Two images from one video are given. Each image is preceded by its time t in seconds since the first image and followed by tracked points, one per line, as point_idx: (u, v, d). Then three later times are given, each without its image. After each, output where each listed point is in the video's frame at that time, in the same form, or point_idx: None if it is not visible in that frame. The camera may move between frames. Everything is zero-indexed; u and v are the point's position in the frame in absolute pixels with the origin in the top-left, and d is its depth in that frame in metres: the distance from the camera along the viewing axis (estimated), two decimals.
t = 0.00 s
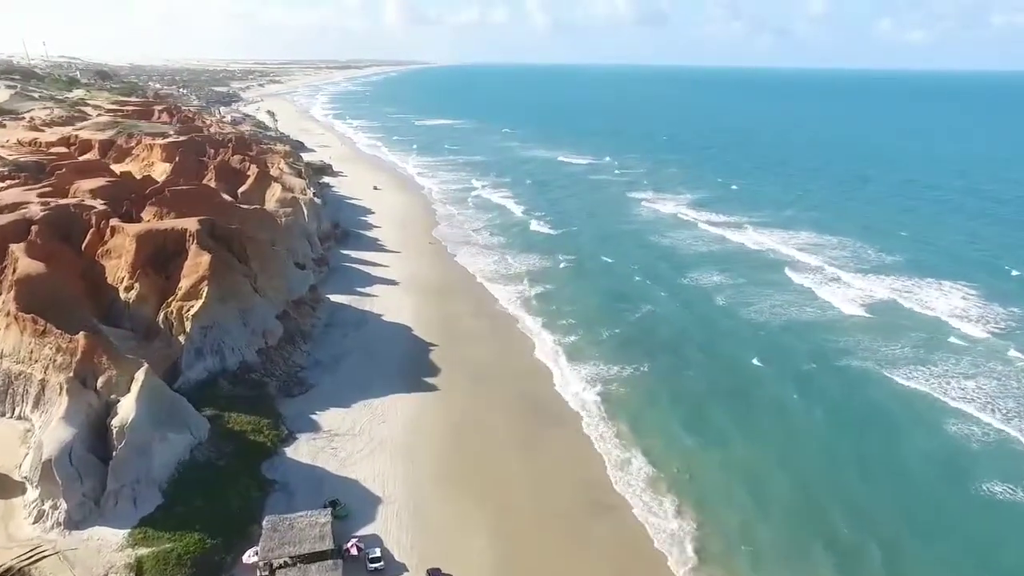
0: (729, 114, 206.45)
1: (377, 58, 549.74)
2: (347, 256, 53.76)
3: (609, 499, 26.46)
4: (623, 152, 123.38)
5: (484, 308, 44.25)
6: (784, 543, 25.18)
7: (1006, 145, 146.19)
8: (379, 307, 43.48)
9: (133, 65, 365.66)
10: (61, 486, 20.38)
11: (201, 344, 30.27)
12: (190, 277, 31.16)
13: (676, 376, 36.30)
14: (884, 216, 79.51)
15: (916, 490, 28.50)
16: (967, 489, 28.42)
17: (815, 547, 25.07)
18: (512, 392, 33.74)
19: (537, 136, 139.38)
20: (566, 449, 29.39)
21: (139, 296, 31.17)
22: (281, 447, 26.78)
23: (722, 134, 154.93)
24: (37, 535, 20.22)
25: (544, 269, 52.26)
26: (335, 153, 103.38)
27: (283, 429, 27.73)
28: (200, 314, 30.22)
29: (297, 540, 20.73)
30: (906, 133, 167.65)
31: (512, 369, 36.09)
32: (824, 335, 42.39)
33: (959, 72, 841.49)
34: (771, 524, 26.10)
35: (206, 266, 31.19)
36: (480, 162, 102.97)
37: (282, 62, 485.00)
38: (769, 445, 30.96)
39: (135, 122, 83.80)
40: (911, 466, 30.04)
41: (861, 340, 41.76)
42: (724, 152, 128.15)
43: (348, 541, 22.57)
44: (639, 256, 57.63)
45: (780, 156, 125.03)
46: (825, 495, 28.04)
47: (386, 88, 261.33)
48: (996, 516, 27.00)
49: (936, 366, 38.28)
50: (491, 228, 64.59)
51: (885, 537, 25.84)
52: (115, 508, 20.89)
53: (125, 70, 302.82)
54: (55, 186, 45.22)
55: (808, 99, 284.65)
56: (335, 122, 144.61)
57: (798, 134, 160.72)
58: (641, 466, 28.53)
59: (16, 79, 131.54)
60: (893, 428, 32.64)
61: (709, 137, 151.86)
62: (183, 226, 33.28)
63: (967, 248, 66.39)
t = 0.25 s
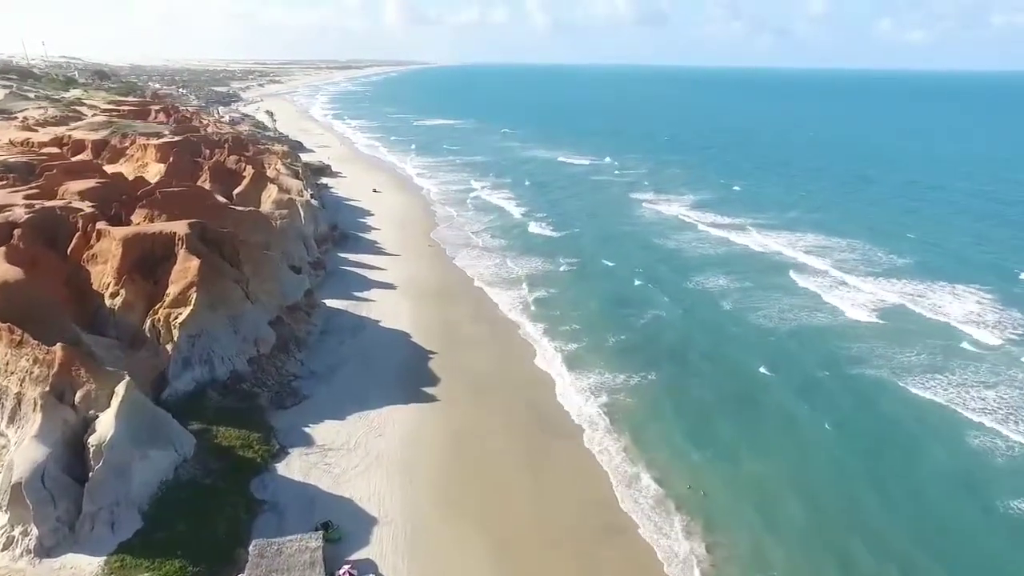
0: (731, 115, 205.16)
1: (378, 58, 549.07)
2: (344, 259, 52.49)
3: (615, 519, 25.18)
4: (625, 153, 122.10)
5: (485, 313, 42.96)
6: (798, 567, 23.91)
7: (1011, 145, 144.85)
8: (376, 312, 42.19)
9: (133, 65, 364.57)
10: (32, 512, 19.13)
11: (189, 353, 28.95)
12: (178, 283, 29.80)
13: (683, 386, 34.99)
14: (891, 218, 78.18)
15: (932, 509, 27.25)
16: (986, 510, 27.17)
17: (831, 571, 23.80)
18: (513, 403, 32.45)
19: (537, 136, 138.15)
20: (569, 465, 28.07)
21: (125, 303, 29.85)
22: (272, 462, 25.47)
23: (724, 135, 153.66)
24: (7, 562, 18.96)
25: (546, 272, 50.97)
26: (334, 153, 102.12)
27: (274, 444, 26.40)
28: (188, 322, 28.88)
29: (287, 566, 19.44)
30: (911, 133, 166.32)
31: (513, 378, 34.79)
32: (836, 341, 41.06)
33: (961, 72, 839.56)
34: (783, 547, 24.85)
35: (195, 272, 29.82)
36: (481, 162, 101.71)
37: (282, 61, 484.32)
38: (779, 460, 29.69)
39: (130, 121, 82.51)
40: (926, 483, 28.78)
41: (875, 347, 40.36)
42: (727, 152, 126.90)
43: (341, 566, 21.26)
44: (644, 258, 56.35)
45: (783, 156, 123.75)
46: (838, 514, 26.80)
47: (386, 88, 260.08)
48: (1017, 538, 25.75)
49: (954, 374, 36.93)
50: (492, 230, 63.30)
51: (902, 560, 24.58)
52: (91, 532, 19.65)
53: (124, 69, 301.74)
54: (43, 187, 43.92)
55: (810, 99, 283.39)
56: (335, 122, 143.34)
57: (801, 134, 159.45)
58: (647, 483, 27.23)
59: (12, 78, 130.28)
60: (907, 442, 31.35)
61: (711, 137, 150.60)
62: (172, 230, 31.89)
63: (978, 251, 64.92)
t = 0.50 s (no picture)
0: (733, 116, 204.12)
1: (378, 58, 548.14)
2: (343, 262, 51.40)
3: (620, 540, 23.90)
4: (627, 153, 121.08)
5: (487, 318, 41.86)
6: None
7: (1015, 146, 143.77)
8: (374, 317, 41.08)
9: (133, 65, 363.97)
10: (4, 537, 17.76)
11: (178, 362, 27.76)
12: (167, 288, 28.60)
13: (691, 396, 33.87)
14: (898, 219, 77.07)
15: (950, 528, 25.95)
16: (1005, 530, 25.88)
17: None
18: (514, 414, 31.25)
19: (538, 137, 137.08)
20: (572, 481, 26.82)
21: (112, 309, 28.69)
22: (263, 478, 24.40)
23: (726, 136, 152.70)
24: None
25: (548, 276, 49.89)
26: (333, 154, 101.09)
27: (265, 458, 25.31)
28: (177, 330, 27.66)
29: None
30: (914, 134, 165.26)
31: (514, 388, 33.61)
32: (847, 348, 39.94)
33: (962, 72, 838.37)
34: (794, 568, 23.61)
35: (185, 277, 28.60)
36: (481, 163, 100.66)
37: (283, 61, 483.47)
38: (789, 475, 28.50)
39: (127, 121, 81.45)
40: (942, 500, 27.51)
41: (887, 353, 39.17)
42: (730, 153, 125.89)
43: None
44: (648, 261, 55.28)
45: (787, 157, 122.71)
46: (851, 533, 25.56)
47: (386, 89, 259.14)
48: None
49: (970, 381, 35.79)
50: (493, 232, 62.21)
51: None
52: (66, 558, 18.43)
53: (124, 70, 300.98)
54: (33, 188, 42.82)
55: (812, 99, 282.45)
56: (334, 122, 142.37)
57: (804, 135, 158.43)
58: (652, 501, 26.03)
59: (9, 78, 129.30)
60: (922, 456, 30.06)
61: (714, 138, 149.59)
62: (162, 234, 30.61)
63: (988, 253, 63.76)
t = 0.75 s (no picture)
0: (734, 116, 202.87)
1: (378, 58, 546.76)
2: (340, 266, 50.15)
3: (628, 567, 22.52)
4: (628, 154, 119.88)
5: (487, 324, 40.61)
6: None
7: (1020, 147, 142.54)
8: (372, 322, 39.81)
9: (132, 65, 362.75)
10: None
11: (164, 373, 26.36)
12: (154, 295, 27.25)
13: (700, 408, 32.58)
14: (905, 221, 75.82)
15: (975, 552, 24.50)
16: None
17: None
18: (514, 428, 29.95)
19: (539, 137, 135.88)
20: (576, 500, 25.52)
21: (96, 317, 27.31)
22: (252, 498, 23.26)
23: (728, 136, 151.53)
24: None
25: (550, 279, 48.65)
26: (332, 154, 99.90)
27: (254, 476, 24.19)
28: (163, 339, 26.25)
29: None
30: (917, 134, 164.01)
31: (515, 399, 32.32)
32: (859, 354, 38.67)
33: (964, 72, 836.66)
34: None
35: (173, 284, 27.24)
36: (482, 163, 99.43)
37: (282, 61, 481.65)
38: (804, 492, 27.16)
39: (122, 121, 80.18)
40: (966, 520, 26.09)
41: (903, 360, 37.82)
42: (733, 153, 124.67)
43: None
44: (652, 264, 54.02)
45: (790, 157, 121.48)
46: (870, 555, 24.20)
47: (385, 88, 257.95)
48: None
49: (990, 391, 34.47)
50: (494, 234, 60.96)
51: None
52: None
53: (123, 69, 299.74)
54: (20, 189, 41.49)
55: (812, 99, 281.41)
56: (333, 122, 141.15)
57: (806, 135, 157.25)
58: (661, 523, 24.68)
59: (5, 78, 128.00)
60: (942, 472, 28.65)
61: (715, 138, 148.36)
62: (149, 238, 29.20)
63: (1000, 256, 62.43)
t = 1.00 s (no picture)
0: (736, 116, 201.61)
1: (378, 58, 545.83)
2: (337, 268, 48.94)
3: None
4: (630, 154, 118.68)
5: (488, 329, 39.39)
6: None
7: None
8: (369, 328, 38.59)
9: (131, 65, 361.47)
10: None
11: (149, 383, 25.13)
12: (140, 302, 26.02)
13: (710, 418, 31.36)
14: (912, 222, 74.60)
15: (997, 571, 23.25)
16: None
17: None
18: (513, 439, 28.70)
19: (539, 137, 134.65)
20: (578, 517, 24.25)
21: (79, 325, 26.12)
22: (240, 517, 22.03)
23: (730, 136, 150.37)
24: None
25: (552, 283, 47.44)
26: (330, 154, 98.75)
27: (243, 493, 22.95)
28: (149, 348, 25.06)
29: None
30: (920, 134, 162.76)
31: (514, 408, 31.06)
32: (872, 361, 37.44)
33: (964, 72, 834.96)
34: None
35: (159, 290, 26.02)
36: (482, 163, 98.22)
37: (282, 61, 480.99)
38: (817, 508, 25.89)
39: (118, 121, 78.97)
40: (988, 539, 24.75)
41: (919, 367, 36.60)
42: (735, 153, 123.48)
43: None
44: (657, 267, 52.80)
45: (793, 158, 120.31)
46: None
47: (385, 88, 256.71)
48: None
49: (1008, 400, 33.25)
50: (494, 236, 59.75)
51: None
52: None
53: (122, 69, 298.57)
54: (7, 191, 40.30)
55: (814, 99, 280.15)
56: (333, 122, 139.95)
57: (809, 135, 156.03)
58: (669, 542, 23.43)
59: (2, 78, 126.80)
60: (963, 488, 27.31)
61: (718, 138, 147.10)
62: (135, 241, 27.84)
63: (1011, 258, 61.19)
